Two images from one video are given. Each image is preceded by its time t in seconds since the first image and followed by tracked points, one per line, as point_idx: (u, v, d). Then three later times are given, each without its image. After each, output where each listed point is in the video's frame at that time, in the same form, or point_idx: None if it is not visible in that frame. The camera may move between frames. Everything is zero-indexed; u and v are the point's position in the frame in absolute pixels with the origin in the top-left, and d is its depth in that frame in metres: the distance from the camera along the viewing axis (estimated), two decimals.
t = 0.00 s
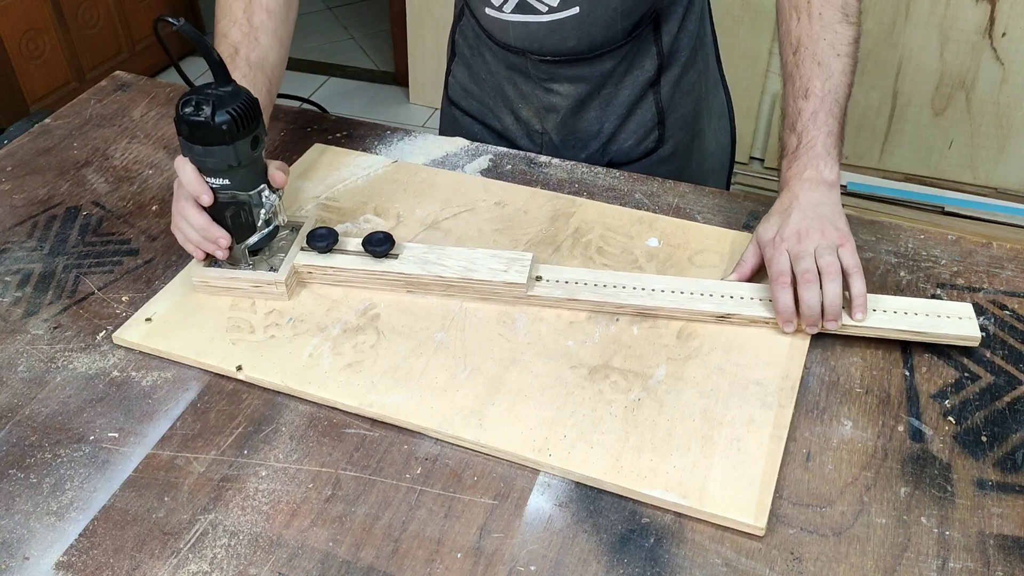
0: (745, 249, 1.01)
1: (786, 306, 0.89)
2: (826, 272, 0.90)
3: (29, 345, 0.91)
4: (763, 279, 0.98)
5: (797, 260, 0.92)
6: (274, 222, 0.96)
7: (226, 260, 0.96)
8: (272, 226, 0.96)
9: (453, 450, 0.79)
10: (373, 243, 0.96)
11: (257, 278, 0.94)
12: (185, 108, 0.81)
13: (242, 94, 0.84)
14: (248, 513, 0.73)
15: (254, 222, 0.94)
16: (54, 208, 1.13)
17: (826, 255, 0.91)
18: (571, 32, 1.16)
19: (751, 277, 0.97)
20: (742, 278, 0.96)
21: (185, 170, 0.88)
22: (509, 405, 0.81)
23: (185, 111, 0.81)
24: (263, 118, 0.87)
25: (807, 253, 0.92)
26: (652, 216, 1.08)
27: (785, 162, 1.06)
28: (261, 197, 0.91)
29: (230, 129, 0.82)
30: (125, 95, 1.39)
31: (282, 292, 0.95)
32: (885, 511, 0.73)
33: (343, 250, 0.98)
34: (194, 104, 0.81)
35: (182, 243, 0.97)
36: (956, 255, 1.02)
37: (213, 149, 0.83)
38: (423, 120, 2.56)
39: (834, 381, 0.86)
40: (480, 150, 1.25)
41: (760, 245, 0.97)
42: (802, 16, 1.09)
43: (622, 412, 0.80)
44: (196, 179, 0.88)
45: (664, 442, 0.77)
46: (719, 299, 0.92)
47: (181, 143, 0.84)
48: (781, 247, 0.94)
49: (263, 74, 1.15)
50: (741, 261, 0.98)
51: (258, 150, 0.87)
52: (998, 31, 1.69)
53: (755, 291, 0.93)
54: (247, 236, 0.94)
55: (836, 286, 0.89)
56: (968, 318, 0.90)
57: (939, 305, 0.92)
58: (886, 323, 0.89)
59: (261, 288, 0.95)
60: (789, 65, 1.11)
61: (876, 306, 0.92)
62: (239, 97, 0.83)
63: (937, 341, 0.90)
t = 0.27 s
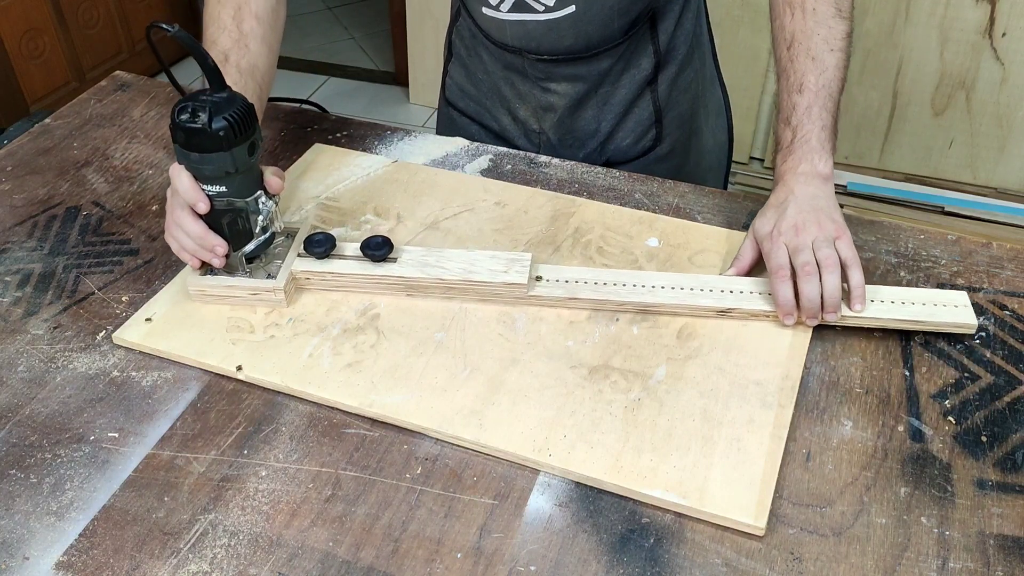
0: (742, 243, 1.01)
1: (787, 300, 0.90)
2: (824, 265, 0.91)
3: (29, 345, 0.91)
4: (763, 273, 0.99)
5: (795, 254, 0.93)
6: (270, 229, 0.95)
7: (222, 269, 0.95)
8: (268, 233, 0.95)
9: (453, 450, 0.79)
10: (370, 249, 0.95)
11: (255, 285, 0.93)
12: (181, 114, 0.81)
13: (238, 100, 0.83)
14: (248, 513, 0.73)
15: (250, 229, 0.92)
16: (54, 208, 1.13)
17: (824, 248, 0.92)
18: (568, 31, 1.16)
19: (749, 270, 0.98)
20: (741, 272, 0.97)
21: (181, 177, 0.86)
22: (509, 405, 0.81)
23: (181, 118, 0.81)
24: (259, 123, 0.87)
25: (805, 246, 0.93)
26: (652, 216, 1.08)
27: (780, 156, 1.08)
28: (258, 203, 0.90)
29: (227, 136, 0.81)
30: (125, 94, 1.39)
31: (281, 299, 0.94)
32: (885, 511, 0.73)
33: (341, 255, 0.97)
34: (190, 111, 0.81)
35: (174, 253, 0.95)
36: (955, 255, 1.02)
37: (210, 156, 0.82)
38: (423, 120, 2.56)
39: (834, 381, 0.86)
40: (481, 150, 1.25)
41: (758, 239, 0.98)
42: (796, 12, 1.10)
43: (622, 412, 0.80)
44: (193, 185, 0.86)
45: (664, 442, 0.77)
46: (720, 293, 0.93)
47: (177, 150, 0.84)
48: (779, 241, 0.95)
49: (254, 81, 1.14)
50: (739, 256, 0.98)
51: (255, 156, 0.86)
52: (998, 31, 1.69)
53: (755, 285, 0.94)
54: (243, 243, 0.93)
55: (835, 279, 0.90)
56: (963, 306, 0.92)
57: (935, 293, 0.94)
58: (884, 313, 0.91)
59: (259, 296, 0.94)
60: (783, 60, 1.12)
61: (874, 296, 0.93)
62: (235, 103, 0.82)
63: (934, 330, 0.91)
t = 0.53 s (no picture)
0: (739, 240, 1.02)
1: (788, 294, 0.91)
2: (823, 258, 0.92)
3: (29, 345, 0.91)
4: (761, 267, 1.00)
5: (794, 249, 0.94)
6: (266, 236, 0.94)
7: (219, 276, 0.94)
8: (266, 239, 0.94)
9: (453, 450, 0.79)
10: (367, 251, 0.95)
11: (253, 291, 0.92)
12: (177, 120, 0.80)
13: (234, 105, 0.83)
14: (248, 513, 0.73)
15: (248, 235, 0.91)
16: (54, 208, 1.13)
17: (822, 242, 0.93)
18: (564, 32, 1.16)
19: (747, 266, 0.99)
20: (739, 268, 0.98)
21: (178, 185, 0.85)
22: (509, 405, 0.81)
23: (178, 124, 0.80)
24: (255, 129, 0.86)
25: (804, 241, 0.94)
26: (652, 216, 1.08)
27: (774, 151, 1.08)
28: (256, 209, 0.89)
29: (225, 141, 0.80)
30: (125, 94, 1.39)
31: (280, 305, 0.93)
32: (885, 511, 0.73)
33: (339, 260, 0.96)
34: (187, 116, 0.80)
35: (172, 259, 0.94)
36: (955, 255, 1.02)
37: (208, 162, 0.81)
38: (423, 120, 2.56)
39: (834, 381, 0.86)
40: (481, 150, 1.25)
41: (755, 234, 0.99)
42: (791, 9, 1.10)
43: (622, 412, 0.80)
44: (189, 194, 0.85)
45: (664, 442, 0.78)
46: (720, 289, 0.93)
47: (174, 156, 0.83)
48: (777, 236, 0.96)
49: (248, 84, 1.14)
50: (737, 252, 0.99)
51: (252, 161, 0.86)
52: (998, 31, 1.68)
53: (754, 280, 0.95)
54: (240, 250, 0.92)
55: (835, 272, 0.91)
56: (959, 296, 0.93)
57: (931, 284, 0.95)
58: (882, 305, 0.92)
59: (258, 302, 0.93)
60: (778, 56, 1.13)
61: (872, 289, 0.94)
62: (232, 108, 0.82)
63: (932, 321, 0.92)
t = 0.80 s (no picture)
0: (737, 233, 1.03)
1: (786, 288, 0.91)
2: (821, 252, 0.93)
3: (29, 345, 0.91)
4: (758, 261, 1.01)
5: (792, 243, 0.95)
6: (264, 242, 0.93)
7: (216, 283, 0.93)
8: (264, 245, 0.93)
9: (453, 450, 0.79)
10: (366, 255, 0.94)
11: (252, 298, 0.91)
12: (174, 127, 0.79)
13: (231, 111, 0.82)
14: (248, 513, 0.73)
15: (247, 242, 0.91)
16: (54, 208, 1.13)
17: (820, 236, 0.94)
18: (561, 34, 1.16)
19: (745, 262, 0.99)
20: (737, 263, 0.98)
21: (175, 193, 0.85)
22: (509, 405, 0.81)
23: (175, 131, 0.79)
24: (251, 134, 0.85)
25: (802, 235, 0.95)
26: (652, 216, 1.07)
27: (770, 147, 1.09)
28: (254, 215, 0.89)
29: (222, 147, 0.80)
30: (125, 94, 1.39)
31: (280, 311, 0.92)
32: (885, 511, 0.73)
33: (338, 264, 0.96)
34: (184, 123, 0.79)
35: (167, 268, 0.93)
36: (955, 255, 1.02)
37: (206, 168, 0.80)
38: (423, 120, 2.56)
39: (834, 381, 0.86)
40: (480, 150, 1.25)
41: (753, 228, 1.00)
42: (787, 7, 1.11)
43: (622, 412, 0.80)
44: (187, 201, 0.85)
45: (664, 442, 0.77)
46: (719, 286, 0.94)
47: (170, 163, 0.82)
48: (775, 230, 0.97)
49: (243, 87, 1.14)
50: (735, 247, 1.00)
51: (249, 167, 0.85)
52: (998, 31, 1.68)
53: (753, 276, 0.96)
54: (238, 257, 0.92)
55: (832, 265, 0.92)
56: (954, 287, 0.94)
57: (927, 276, 0.96)
58: (880, 297, 0.93)
59: (257, 309, 0.91)
60: (774, 52, 1.12)
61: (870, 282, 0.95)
62: (228, 114, 0.81)
63: (929, 312, 0.94)
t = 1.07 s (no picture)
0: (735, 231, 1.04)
1: (787, 284, 0.92)
2: (820, 248, 0.94)
3: (29, 345, 0.91)
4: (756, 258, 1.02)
5: (791, 239, 0.95)
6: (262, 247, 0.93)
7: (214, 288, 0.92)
8: (262, 250, 0.93)
9: (453, 450, 0.79)
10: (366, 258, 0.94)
11: (252, 302, 0.90)
12: (172, 133, 0.78)
13: (229, 115, 0.81)
14: (248, 513, 0.73)
15: (246, 246, 0.91)
16: (54, 208, 1.13)
17: (818, 232, 0.95)
18: (558, 34, 1.16)
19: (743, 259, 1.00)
20: (736, 260, 0.99)
21: (173, 199, 0.84)
22: (509, 405, 0.81)
23: (173, 137, 0.78)
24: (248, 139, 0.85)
25: (800, 231, 0.95)
26: (652, 216, 1.08)
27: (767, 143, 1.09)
28: (253, 219, 0.88)
29: (221, 152, 0.79)
30: (125, 94, 1.39)
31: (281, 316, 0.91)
32: (885, 511, 0.73)
33: (337, 267, 0.96)
34: (182, 129, 0.78)
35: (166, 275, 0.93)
36: (955, 255, 1.02)
37: (204, 174, 0.80)
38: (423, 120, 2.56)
39: (834, 381, 0.86)
40: (480, 150, 1.25)
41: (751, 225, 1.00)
42: (782, 3, 1.11)
43: (622, 412, 0.80)
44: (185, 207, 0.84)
45: (664, 442, 0.77)
46: (718, 282, 0.95)
47: (168, 169, 0.81)
48: (774, 226, 0.97)
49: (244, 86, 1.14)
50: (732, 244, 1.00)
51: (247, 172, 0.85)
52: (998, 31, 1.68)
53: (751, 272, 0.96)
54: (236, 262, 0.91)
55: (831, 261, 0.93)
56: (950, 280, 0.95)
57: (923, 269, 0.97)
58: (877, 291, 0.94)
59: (257, 314, 0.91)
60: (769, 49, 1.13)
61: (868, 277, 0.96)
62: (226, 119, 0.81)
63: (925, 305, 0.95)
